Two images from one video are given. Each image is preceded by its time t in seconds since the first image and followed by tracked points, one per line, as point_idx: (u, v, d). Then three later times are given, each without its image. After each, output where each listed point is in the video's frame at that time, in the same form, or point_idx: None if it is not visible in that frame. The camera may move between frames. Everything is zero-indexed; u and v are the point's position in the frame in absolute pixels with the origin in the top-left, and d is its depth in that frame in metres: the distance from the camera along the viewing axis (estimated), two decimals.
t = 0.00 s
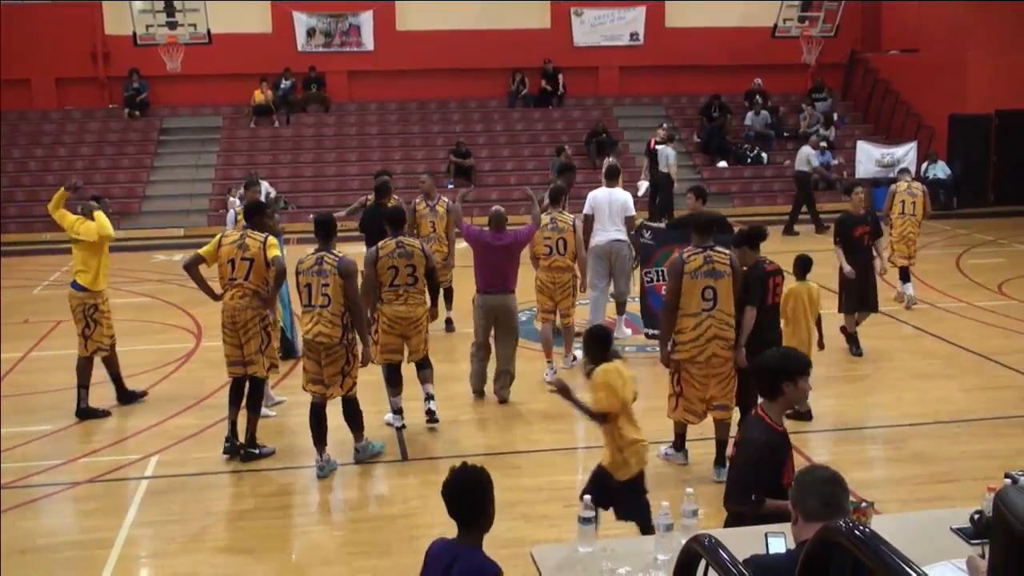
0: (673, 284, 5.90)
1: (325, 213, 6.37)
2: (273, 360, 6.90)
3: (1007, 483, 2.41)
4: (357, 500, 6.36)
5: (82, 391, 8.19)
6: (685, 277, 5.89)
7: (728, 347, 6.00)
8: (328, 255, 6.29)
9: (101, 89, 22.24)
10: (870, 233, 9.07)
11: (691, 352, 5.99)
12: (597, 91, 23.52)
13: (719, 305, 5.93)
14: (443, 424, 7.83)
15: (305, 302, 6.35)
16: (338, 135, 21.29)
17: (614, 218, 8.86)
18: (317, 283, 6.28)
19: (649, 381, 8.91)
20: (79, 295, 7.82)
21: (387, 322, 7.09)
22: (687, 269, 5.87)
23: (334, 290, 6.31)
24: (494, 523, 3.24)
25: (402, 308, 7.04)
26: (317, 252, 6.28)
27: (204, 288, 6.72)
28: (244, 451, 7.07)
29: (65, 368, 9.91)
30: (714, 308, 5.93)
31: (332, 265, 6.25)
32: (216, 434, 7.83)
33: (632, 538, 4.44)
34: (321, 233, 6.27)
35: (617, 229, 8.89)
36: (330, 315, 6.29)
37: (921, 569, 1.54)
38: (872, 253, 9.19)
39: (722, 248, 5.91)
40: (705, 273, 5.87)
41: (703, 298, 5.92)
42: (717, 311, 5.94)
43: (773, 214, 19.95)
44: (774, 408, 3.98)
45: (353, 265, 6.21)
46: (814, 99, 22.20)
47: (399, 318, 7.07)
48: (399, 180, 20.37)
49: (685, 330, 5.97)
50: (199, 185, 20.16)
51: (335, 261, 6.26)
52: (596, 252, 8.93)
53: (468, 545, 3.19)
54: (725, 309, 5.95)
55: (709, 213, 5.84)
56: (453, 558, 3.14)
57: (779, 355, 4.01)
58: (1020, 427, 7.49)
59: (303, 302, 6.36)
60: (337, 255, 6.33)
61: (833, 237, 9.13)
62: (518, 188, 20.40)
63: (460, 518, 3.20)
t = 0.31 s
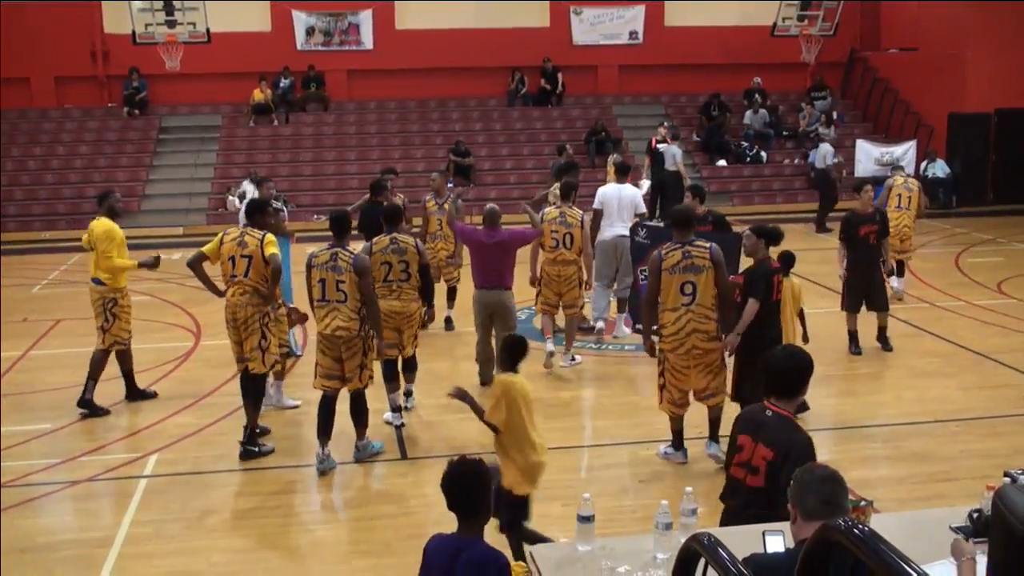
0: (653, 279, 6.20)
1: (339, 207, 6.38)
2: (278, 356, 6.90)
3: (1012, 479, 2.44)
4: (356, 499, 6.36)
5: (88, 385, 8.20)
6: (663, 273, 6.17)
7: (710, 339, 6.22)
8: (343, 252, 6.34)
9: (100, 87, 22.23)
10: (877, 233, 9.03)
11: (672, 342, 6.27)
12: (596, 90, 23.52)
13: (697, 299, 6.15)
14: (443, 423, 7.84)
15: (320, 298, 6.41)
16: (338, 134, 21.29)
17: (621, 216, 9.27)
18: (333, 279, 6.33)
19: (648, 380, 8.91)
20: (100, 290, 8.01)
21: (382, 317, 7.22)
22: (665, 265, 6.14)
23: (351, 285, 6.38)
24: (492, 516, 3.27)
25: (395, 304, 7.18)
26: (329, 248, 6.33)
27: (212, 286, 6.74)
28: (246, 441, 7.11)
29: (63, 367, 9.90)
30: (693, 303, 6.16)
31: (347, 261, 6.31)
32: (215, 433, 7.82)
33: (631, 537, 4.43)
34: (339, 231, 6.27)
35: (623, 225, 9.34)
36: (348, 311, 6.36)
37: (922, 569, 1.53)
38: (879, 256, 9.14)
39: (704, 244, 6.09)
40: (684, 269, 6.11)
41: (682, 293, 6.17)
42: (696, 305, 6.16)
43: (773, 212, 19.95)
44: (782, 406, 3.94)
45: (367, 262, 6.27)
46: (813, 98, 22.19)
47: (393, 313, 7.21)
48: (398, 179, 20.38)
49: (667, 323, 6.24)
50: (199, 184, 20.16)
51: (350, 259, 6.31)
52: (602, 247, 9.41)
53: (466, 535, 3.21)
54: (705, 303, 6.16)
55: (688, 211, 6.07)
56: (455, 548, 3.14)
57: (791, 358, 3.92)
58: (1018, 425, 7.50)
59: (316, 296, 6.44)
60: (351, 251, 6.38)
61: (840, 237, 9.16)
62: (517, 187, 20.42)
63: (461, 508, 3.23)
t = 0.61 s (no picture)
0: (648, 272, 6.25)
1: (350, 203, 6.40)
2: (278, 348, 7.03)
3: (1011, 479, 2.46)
4: (355, 498, 6.36)
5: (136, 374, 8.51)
6: (658, 267, 6.22)
7: (707, 333, 6.25)
8: (353, 248, 6.38)
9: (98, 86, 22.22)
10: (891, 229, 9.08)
11: (672, 338, 6.28)
12: (595, 88, 23.52)
13: (694, 293, 6.20)
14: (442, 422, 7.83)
15: (332, 294, 6.49)
16: (337, 132, 21.28)
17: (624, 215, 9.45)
18: (345, 276, 6.41)
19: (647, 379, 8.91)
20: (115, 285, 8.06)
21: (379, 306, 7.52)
22: (660, 259, 6.19)
23: (363, 282, 6.46)
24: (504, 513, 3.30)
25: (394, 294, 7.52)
26: (340, 245, 6.37)
27: (214, 280, 6.86)
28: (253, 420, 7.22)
29: (62, 366, 9.90)
30: (690, 296, 6.21)
31: (359, 258, 6.37)
32: (214, 431, 7.82)
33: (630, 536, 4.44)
34: (350, 229, 6.31)
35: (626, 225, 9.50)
36: (356, 308, 6.47)
37: (920, 569, 1.53)
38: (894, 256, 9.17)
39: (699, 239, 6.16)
40: (680, 262, 6.16)
41: (679, 287, 6.21)
42: (693, 298, 6.21)
43: (772, 211, 19.94)
44: (777, 393, 3.98)
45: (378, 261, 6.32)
46: (812, 96, 22.20)
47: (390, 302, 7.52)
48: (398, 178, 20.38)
49: (665, 318, 6.27)
50: (197, 182, 20.15)
51: (362, 255, 6.37)
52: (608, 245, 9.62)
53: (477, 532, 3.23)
54: (701, 297, 6.21)
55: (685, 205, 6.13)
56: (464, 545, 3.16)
57: (780, 346, 3.95)
58: (1018, 424, 7.49)
59: (328, 293, 6.52)
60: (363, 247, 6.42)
61: (856, 234, 9.19)
62: (516, 186, 20.44)
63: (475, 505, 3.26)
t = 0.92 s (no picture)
0: (655, 263, 6.30)
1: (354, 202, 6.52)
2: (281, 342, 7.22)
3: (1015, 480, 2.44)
4: (356, 496, 6.36)
5: (179, 365, 8.86)
6: (667, 258, 6.28)
7: (705, 328, 6.37)
8: (357, 245, 6.47)
9: (97, 84, 22.20)
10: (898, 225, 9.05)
11: (669, 329, 6.39)
12: (594, 87, 23.51)
13: (698, 289, 6.29)
14: (440, 421, 7.83)
15: (336, 290, 6.57)
16: (336, 131, 21.27)
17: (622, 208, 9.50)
18: (349, 271, 6.48)
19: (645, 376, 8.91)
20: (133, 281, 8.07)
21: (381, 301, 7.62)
22: (671, 250, 6.27)
23: (367, 278, 6.52)
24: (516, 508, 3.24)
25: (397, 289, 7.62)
26: (345, 242, 6.46)
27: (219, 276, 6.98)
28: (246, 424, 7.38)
29: (61, 364, 9.90)
30: (693, 291, 6.29)
31: (363, 254, 6.45)
32: (213, 430, 7.82)
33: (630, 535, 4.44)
34: (353, 226, 6.42)
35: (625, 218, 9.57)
36: (357, 304, 6.53)
37: (921, 569, 1.53)
38: (899, 252, 9.15)
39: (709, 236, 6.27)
40: (688, 257, 6.25)
41: (684, 281, 6.29)
42: (696, 293, 6.30)
43: (771, 210, 19.97)
44: (758, 362, 4.23)
45: (382, 256, 6.36)
46: (812, 95, 22.21)
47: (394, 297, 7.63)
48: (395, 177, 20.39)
49: (666, 308, 6.38)
50: (196, 181, 20.15)
51: (367, 252, 6.45)
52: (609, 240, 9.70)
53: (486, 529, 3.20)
54: (704, 293, 6.30)
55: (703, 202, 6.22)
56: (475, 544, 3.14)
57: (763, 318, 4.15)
58: (1016, 423, 7.49)
59: (331, 289, 6.59)
60: (367, 244, 6.50)
61: (863, 229, 9.20)
62: (515, 185, 20.47)
63: (484, 503, 3.20)
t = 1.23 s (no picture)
0: (664, 258, 6.30)
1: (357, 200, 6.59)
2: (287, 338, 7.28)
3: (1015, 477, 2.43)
4: (356, 495, 6.36)
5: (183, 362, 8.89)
6: (677, 253, 6.28)
7: (705, 326, 6.40)
8: (359, 243, 6.52)
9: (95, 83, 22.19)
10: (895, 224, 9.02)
11: (669, 324, 6.42)
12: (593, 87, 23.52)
13: (701, 286, 6.30)
14: (439, 420, 7.83)
15: (337, 286, 6.61)
16: (335, 130, 21.26)
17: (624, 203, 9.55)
18: (347, 268, 6.51)
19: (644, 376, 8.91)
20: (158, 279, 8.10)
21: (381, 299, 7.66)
22: (680, 246, 6.26)
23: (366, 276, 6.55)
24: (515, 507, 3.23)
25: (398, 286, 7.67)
26: (348, 240, 6.50)
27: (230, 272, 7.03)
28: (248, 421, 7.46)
29: (60, 363, 9.89)
30: (697, 288, 6.31)
31: (362, 252, 6.49)
32: (212, 430, 7.81)
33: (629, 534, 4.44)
34: (355, 223, 6.46)
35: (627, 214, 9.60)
36: (357, 302, 6.54)
37: (920, 568, 1.53)
38: (897, 250, 9.13)
39: (717, 235, 6.28)
40: (695, 253, 6.26)
41: (689, 277, 6.30)
42: (699, 291, 6.32)
43: (770, 210, 20.00)
44: (758, 354, 4.40)
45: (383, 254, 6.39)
46: (811, 94, 22.20)
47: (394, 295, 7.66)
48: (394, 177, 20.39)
49: (667, 302, 6.40)
50: (195, 180, 20.15)
51: (366, 249, 6.50)
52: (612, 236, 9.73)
53: (486, 528, 3.19)
54: (707, 291, 6.32)
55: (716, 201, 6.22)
56: (475, 542, 3.14)
57: (760, 312, 4.33)
58: (1016, 423, 7.48)
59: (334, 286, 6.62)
60: (367, 242, 6.55)
61: (861, 229, 9.22)
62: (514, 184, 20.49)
63: (484, 501, 3.19)
